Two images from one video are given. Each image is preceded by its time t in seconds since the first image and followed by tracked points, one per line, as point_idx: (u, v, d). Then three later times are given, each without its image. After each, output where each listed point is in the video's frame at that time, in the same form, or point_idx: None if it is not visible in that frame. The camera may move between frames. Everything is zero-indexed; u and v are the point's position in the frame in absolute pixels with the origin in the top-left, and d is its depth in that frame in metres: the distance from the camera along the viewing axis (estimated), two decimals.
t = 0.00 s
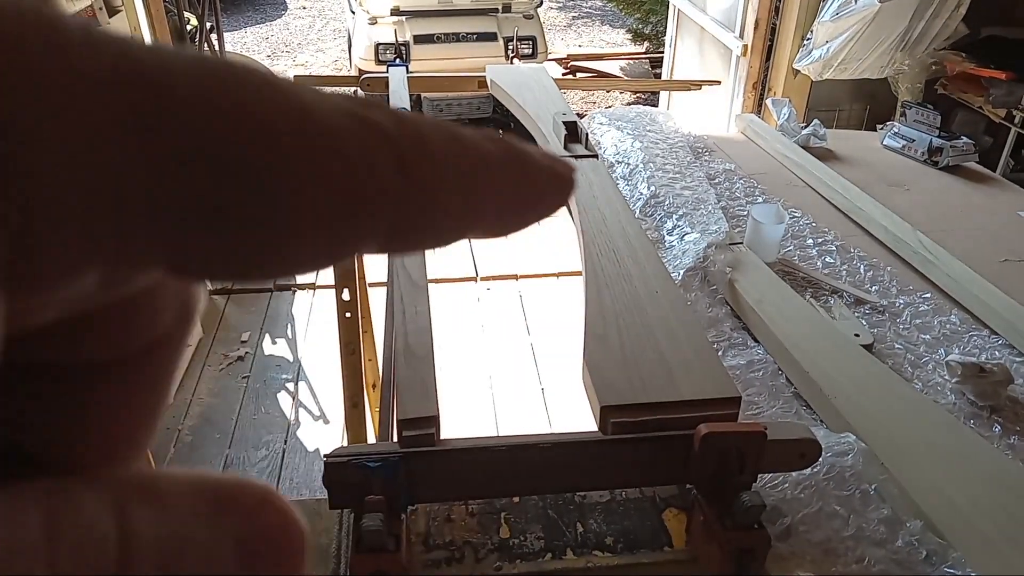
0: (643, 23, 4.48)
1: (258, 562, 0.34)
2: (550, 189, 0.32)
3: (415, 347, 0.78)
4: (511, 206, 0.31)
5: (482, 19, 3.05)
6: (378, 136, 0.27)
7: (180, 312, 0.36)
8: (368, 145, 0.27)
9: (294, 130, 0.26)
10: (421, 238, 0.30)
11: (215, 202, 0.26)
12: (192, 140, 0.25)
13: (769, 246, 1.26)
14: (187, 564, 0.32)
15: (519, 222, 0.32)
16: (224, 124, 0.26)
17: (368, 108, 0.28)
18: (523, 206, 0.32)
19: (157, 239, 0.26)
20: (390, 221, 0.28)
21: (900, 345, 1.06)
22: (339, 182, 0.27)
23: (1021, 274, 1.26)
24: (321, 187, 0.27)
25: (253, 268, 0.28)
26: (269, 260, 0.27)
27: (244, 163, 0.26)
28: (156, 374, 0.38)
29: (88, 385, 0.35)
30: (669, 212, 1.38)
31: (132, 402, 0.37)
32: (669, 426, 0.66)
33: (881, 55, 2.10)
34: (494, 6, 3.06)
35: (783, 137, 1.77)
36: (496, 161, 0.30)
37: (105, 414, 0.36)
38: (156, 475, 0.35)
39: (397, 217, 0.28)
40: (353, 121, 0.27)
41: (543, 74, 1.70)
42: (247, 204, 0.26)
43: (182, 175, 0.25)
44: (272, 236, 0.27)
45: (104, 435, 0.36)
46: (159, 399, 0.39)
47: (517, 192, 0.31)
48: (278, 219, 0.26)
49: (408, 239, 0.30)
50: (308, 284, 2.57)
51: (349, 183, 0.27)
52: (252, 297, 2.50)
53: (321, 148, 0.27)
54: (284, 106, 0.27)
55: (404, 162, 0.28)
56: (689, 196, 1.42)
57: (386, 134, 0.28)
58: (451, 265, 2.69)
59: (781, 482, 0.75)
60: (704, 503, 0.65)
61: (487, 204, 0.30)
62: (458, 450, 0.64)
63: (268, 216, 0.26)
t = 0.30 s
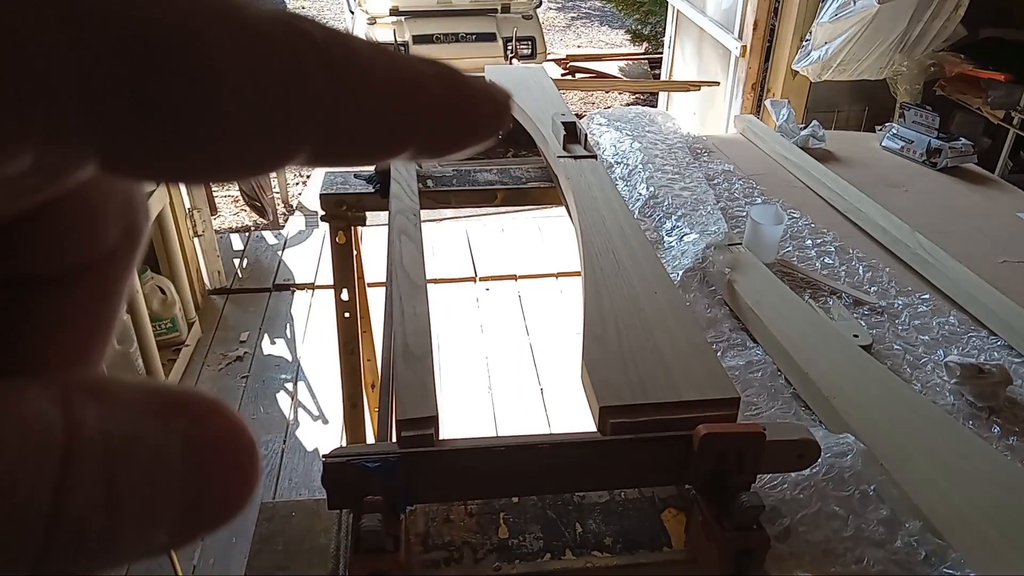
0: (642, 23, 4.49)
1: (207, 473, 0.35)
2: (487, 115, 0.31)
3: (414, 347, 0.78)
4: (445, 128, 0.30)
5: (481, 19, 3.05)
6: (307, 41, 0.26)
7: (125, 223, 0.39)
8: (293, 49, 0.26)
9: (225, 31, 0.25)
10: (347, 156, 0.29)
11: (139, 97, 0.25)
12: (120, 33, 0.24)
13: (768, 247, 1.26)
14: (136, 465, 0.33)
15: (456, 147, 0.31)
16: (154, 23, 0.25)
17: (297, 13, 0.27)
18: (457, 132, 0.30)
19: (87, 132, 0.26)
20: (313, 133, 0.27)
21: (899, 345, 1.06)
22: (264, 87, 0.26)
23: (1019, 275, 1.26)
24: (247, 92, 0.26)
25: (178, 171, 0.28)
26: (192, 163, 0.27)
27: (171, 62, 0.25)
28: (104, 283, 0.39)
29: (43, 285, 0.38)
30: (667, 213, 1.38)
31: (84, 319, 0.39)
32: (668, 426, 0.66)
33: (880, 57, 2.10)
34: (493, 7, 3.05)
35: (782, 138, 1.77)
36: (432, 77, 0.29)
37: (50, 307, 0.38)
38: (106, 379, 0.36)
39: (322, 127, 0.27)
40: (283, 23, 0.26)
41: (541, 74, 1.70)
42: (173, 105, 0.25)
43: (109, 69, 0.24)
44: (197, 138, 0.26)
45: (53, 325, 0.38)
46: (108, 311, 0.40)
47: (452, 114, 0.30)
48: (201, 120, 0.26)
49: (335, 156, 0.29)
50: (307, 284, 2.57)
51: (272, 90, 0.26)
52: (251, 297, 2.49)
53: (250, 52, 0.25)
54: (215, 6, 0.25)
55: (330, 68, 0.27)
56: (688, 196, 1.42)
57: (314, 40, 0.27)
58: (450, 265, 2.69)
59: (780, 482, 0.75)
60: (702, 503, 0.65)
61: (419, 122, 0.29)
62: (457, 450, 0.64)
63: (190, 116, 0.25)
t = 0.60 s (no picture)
0: (644, 25, 4.50)
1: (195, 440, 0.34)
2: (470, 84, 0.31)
3: (414, 348, 0.78)
4: (422, 97, 0.30)
5: (482, 20, 3.05)
6: None
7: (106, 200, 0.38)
8: (276, 13, 0.26)
9: None
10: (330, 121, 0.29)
11: (118, 57, 0.25)
12: None
13: (769, 249, 1.26)
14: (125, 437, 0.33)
15: (443, 119, 0.31)
16: None
17: None
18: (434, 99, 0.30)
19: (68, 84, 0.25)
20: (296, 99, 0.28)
21: (899, 347, 1.06)
22: (250, 51, 0.26)
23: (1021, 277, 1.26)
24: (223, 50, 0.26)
25: (163, 133, 0.27)
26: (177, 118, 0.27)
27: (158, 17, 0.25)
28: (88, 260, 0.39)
29: (44, 262, 0.37)
30: (669, 215, 1.38)
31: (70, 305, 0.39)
32: (669, 427, 0.66)
33: (882, 59, 2.10)
34: (494, 8, 3.05)
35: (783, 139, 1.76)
36: (405, 49, 0.29)
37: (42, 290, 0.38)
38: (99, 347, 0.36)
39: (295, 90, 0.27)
40: None
41: (543, 76, 1.70)
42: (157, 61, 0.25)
43: (101, 30, 0.24)
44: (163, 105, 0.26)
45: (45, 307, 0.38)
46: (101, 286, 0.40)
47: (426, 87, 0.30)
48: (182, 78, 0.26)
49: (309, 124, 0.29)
50: (307, 284, 2.57)
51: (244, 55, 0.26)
52: (251, 297, 2.50)
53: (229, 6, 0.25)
54: None
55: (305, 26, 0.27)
56: (689, 198, 1.42)
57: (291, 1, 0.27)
58: (451, 266, 2.69)
59: (781, 484, 0.75)
60: (703, 506, 0.65)
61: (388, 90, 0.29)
62: (458, 451, 0.64)
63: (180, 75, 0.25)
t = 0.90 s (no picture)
0: (643, 24, 4.51)
1: None
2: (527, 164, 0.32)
3: (415, 347, 0.78)
4: (482, 183, 0.31)
5: (481, 19, 3.04)
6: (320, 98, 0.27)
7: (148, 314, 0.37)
8: (337, 119, 0.28)
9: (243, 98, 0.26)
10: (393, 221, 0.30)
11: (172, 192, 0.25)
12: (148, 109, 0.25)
13: (769, 247, 1.26)
14: None
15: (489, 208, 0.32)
16: (191, 109, 0.25)
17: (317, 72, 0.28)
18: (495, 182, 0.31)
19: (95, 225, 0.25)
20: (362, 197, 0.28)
21: (899, 346, 1.07)
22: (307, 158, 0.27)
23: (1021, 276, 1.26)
24: (282, 157, 0.27)
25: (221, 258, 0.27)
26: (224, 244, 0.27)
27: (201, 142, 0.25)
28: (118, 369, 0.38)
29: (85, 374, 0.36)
30: (669, 213, 1.38)
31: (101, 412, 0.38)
32: (671, 426, 0.66)
33: (880, 58, 2.10)
34: (493, 7, 3.06)
35: (783, 138, 1.76)
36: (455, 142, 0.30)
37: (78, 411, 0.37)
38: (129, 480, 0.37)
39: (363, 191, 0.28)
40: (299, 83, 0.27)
41: (542, 75, 1.70)
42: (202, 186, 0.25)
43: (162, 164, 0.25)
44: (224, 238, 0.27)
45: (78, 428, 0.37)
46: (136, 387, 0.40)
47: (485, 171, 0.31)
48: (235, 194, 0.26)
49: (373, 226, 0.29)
50: (307, 283, 2.57)
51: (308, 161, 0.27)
52: (251, 296, 2.50)
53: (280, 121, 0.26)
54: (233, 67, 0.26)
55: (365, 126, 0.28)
56: (689, 196, 1.42)
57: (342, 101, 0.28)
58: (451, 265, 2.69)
59: (782, 483, 0.75)
60: (704, 506, 0.65)
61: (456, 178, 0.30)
62: (459, 448, 0.64)
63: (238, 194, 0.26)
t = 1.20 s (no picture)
0: (644, 25, 4.51)
1: None
2: (574, 337, 0.36)
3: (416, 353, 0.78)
4: (530, 368, 0.34)
5: (482, 21, 3.05)
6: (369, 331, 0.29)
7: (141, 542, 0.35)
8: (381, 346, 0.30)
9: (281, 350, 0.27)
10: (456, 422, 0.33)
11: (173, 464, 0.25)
12: (184, 390, 0.26)
13: (770, 251, 1.26)
14: None
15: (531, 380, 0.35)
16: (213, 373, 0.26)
17: (362, 296, 0.30)
18: (547, 361, 0.35)
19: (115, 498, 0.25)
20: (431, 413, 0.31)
21: (901, 350, 1.06)
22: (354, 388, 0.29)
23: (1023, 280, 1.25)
24: (348, 395, 0.29)
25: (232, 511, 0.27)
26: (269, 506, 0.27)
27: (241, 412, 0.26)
28: None
29: None
30: (670, 217, 1.38)
31: None
32: (673, 432, 0.66)
33: (882, 59, 2.10)
34: (494, 9, 3.06)
35: (784, 141, 1.76)
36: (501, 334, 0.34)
37: None
38: None
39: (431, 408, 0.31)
40: (340, 318, 0.29)
41: (544, 78, 1.69)
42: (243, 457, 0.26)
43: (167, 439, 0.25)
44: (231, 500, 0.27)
45: None
46: None
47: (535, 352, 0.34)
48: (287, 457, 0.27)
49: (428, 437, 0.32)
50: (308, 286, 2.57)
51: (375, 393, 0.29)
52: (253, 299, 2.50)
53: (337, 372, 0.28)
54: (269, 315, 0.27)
55: (430, 350, 0.31)
56: (691, 200, 1.42)
57: (396, 328, 0.30)
58: (452, 268, 2.69)
59: (783, 489, 0.75)
60: (705, 511, 0.65)
61: (515, 373, 0.33)
62: (459, 455, 0.64)
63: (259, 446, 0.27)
